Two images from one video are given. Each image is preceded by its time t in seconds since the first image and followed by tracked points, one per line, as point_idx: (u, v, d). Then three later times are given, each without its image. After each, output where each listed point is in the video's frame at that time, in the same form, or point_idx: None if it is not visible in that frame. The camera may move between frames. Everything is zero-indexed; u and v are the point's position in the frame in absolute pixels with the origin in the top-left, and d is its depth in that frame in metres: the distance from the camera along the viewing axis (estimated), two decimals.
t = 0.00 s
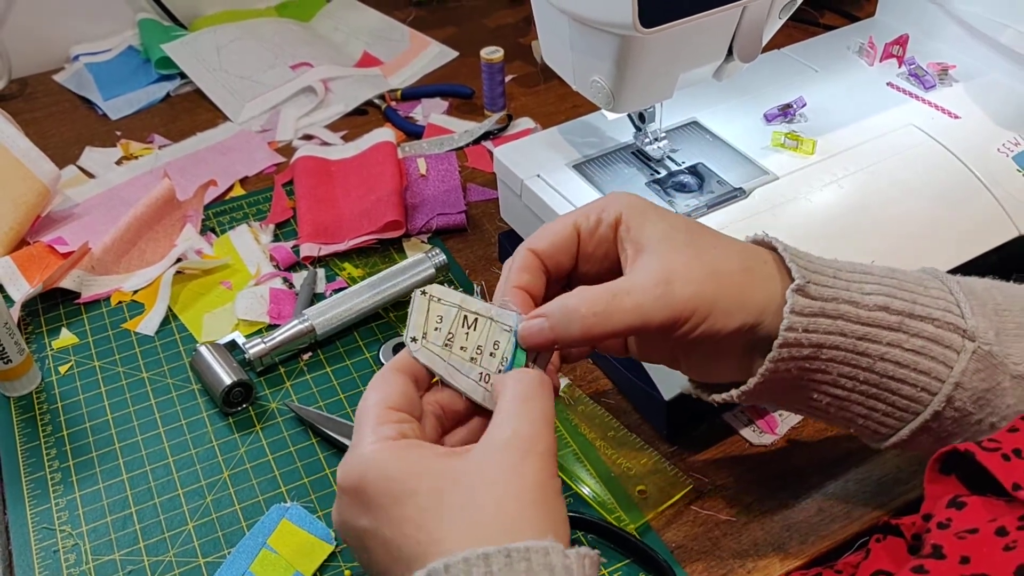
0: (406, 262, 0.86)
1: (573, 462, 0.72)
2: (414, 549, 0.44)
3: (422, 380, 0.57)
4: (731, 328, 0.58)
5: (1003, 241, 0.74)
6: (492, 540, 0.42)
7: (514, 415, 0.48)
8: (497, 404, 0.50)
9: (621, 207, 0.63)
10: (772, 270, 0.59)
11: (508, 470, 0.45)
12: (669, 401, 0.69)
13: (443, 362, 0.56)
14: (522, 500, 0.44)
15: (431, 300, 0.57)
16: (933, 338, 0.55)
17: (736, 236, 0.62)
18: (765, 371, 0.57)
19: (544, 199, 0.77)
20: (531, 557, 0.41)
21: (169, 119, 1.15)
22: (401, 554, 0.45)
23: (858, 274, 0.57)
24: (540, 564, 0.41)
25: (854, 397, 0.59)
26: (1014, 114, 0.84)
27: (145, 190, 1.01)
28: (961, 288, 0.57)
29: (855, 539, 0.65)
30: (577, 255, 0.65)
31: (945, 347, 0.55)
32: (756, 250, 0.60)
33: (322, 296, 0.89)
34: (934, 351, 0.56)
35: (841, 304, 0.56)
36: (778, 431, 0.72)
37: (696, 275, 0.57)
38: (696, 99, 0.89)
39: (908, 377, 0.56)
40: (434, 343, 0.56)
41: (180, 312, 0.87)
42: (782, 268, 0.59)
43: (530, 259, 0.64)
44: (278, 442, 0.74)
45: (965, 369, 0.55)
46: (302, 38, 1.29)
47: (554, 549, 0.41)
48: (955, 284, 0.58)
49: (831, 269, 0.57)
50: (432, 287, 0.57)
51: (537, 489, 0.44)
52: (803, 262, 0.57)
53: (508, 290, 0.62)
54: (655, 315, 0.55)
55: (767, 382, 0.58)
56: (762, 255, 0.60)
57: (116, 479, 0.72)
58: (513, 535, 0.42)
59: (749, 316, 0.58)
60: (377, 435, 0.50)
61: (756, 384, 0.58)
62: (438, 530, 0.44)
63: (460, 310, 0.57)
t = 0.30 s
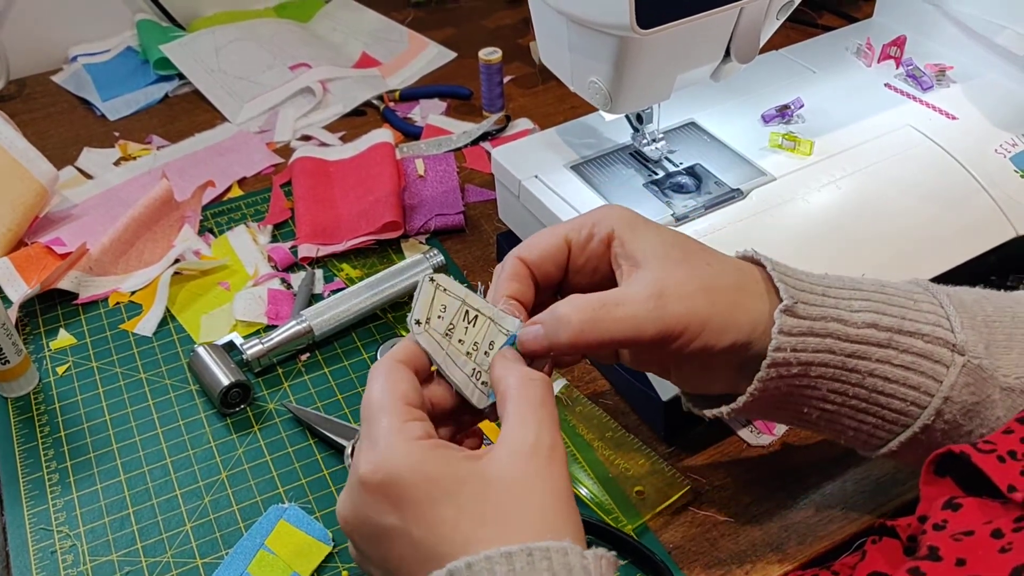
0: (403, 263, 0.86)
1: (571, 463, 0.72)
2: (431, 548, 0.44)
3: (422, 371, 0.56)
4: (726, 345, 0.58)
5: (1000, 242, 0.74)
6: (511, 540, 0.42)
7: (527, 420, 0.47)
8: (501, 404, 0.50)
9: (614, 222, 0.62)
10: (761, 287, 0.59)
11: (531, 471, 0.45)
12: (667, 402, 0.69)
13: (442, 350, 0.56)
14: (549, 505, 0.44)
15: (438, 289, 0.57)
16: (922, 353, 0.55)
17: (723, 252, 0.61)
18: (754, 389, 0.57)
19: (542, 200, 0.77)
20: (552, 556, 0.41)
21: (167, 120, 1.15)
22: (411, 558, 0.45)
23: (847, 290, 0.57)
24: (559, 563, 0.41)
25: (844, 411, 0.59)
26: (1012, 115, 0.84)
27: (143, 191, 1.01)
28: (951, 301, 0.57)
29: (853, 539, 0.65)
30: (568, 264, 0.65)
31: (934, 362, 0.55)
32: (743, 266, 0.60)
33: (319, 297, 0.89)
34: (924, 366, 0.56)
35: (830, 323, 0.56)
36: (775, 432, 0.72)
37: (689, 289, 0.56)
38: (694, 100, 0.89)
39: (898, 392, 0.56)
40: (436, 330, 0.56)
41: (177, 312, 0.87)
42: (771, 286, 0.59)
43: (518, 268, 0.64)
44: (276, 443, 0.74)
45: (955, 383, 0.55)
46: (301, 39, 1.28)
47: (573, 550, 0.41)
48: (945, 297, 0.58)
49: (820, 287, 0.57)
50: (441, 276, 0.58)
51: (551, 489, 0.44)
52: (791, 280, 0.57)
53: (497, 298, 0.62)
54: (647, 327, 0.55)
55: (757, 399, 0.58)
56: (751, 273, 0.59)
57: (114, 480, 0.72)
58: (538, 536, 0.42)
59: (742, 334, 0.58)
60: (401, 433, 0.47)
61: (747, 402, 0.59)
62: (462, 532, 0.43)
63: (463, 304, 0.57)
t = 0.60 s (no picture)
0: (402, 266, 0.86)
1: (570, 466, 0.72)
2: (407, 564, 0.44)
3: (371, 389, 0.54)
4: (720, 348, 0.59)
5: (999, 244, 0.75)
6: (484, 552, 0.42)
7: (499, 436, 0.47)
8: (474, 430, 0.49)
9: (620, 218, 0.63)
10: (766, 283, 0.59)
11: (508, 481, 0.45)
12: (666, 405, 0.69)
13: (438, 368, 0.54)
14: (528, 518, 0.43)
15: (428, 302, 0.55)
16: (926, 350, 0.55)
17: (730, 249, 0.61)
18: (758, 383, 0.58)
19: (541, 203, 0.77)
20: (522, 566, 0.40)
21: (166, 123, 1.15)
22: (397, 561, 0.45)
23: (853, 286, 0.58)
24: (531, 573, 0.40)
25: (849, 408, 0.59)
26: (1011, 118, 0.84)
27: (142, 193, 1.01)
28: (955, 300, 0.57)
29: (852, 542, 0.65)
30: (573, 262, 0.66)
31: (938, 359, 0.55)
32: (749, 263, 0.60)
33: (319, 300, 0.89)
34: (928, 363, 0.55)
35: (834, 317, 0.56)
36: (774, 435, 0.72)
37: (685, 295, 0.57)
38: (693, 103, 0.90)
39: (902, 388, 0.56)
40: (430, 348, 0.54)
41: (176, 315, 0.87)
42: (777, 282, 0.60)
43: (524, 263, 0.64)
44: (275, 446, 0.74)
45: (959, 380, 0.55)
46: (300, 41, 1.28)
47: (546, 558, 0.41)
48: (949, 296, 0.58)
49: (826, 282, 0.58)
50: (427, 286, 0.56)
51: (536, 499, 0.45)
52: (797, 275, 0.57)
53: (498, 290, 0.62)
54: (640, 332, 0.55)
55: (761, 394, 0.58)
56: (757, 270, 0.60)
57: (113, 483, 0.72)
58: (513, 547, 0.42)
59: (740, 334, 0.58)
60: (371, 452, 0.47)
61: (751, 396, 0.59)
62: (435, 546, 0.43)
63: (455, 313, 0.55)
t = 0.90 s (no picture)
0: (401, 266, 0.86)
1: (569, 468, 0.72)
2: (421, 566, 0.43)
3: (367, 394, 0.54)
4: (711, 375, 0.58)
5: (998, 246, 0.74)
6: (498, 554, 0.42)
7: (511, 439, 0.47)
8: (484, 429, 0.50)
9: (610, 239, 0.62)
10: (758, 296, 0.59)
11: (518, 486, 0.45)
12: (665, 407, 0.69)
13: (438, 374, 0.54)
14: (539, 521, 0.43)
15: (429, 311, 0.55)
16: (924, 367, 0.55)
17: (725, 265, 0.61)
18: (755, 404, 0.58)
19: (540, 205, 0.77)
20: (538, 568, 0.41)
21: (165, 123, 1.15)
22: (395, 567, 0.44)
23: (851, 304, 0.58)
24: None
25: (846, 424, 0.59)
26: (1010, 120, 0.84)
27: (141, 194, 1.01)
28: (953, 314, 0.57)
29: (851, 545, 0.65)
30: (562, 281, 0.65)
31: (935, 376, 0.55)
32: (742, 281, 0.60)
33: (317, 301, 0.89)
34: (925, 381, 0.55)
35: (832, 338, 0.56)
36: (773, 437, 0.72)
37: (677, 313, 0.56)
38: (692, 104, 0.89)
39: (900, 405, 0.56)
40: (431, 354, 0.54)
41: (175, 316, 0.87)
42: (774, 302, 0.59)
43: (512, 282, 0.64)
44: (273, 448, 0.74)
45: (956, 397, 0.54)
46: (299, 42, 1.28)
47: (560, 561, 0.41)
48: (947, 311, 0.57)
49: (823, 302, 0.57)
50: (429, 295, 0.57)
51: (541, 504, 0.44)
52: (794, 295, 0.57)
53: (489, 310, 0.62)
54: (630, 351, 0.55)
55: (758, 412, 0.59)
56: (753, 291, 0.59)
57: (110, 484, 0.72)
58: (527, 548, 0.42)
59: (734, 359, 0.57)
60: (382, 453, 0.47)
61: (748, 415, 0.59)
62: (451, 549, 0.42)
63: (455, 323, 0.56)
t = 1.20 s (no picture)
0: (400, 266, 0.86)
1: (567, 469, 0.72)
2: None
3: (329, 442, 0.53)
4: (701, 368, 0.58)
5: (997, 247, 0.74)
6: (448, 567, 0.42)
7: (470, 447, 0.48)
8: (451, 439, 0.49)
9: (597, 247, 0.63)
10: (746, 299, 0.59)
11: (478, 496, 0.45)
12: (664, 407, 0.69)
13: (404, 389, 0.54)
14: (490, 530, 0.43)
15: (398, 325, 0.56)
16: (914, 362, 0.55)
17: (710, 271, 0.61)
18: (748, 402, 0.57)
19: (540, 205, 0.77)
20: None
21: (164, 122, 1.15)
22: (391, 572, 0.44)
23: (837, 302, 0.58)
24: None
25: (841, 425, 0.58)
26: (1010, 120, 0.84)
27: (140, 193, 1.01)
28: (939, 310, 0.57)
29: (850, 547, 0.65)
30: (553, 295, 0.65)
31: (927, 370, 0.55)
32: (729, 285, 0.60)
33: (316, 301, 0.88)
34: (917, 375, 0.55)
35: (820, 332, 0.56)
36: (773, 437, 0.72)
37: (662, 313, 0.57)
38: (692, 104, 0.89)
39: (894, 402, 0.56)
40: (398, 368, 0.55)
41: (173, 316, 0.87)
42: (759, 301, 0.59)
43: (503, 298, 0.64)
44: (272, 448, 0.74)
45: (949, 391, 0.55)
46: (298, 41, 1.28)
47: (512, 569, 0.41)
48: (932, 308, 0.58)
49: (808, 298, 0.57)
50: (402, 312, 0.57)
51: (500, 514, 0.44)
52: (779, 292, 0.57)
53: (476, 324, 0.61)
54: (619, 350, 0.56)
55: (750, 413, 0.58)
56: (737, 289, 0.59)
57: (109, 484, 0.72)
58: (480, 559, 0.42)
59: (722, 354, 0.57)
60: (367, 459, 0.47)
61: (740, 415, 0.59)
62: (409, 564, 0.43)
63: (427, 337, 0.56)
